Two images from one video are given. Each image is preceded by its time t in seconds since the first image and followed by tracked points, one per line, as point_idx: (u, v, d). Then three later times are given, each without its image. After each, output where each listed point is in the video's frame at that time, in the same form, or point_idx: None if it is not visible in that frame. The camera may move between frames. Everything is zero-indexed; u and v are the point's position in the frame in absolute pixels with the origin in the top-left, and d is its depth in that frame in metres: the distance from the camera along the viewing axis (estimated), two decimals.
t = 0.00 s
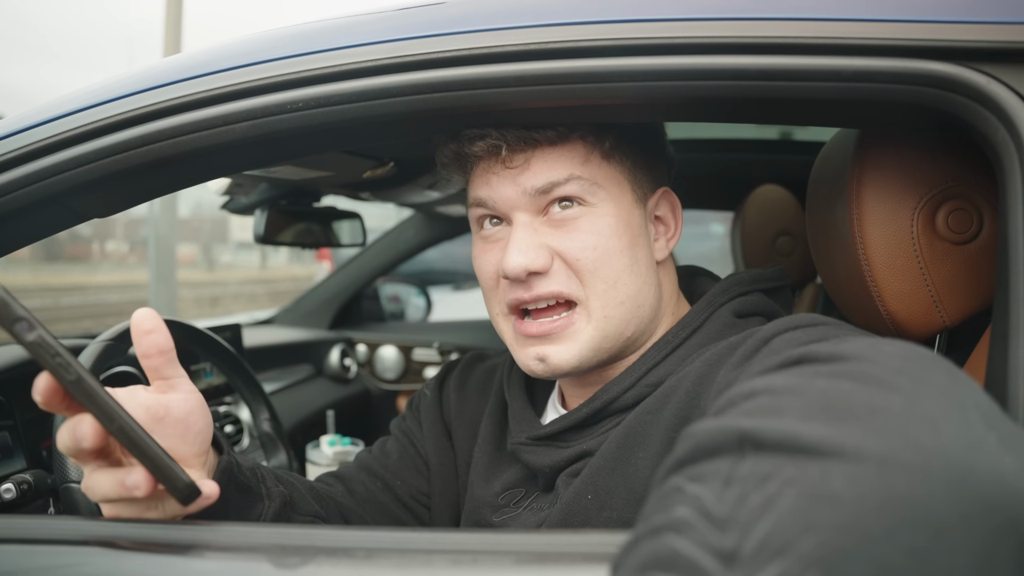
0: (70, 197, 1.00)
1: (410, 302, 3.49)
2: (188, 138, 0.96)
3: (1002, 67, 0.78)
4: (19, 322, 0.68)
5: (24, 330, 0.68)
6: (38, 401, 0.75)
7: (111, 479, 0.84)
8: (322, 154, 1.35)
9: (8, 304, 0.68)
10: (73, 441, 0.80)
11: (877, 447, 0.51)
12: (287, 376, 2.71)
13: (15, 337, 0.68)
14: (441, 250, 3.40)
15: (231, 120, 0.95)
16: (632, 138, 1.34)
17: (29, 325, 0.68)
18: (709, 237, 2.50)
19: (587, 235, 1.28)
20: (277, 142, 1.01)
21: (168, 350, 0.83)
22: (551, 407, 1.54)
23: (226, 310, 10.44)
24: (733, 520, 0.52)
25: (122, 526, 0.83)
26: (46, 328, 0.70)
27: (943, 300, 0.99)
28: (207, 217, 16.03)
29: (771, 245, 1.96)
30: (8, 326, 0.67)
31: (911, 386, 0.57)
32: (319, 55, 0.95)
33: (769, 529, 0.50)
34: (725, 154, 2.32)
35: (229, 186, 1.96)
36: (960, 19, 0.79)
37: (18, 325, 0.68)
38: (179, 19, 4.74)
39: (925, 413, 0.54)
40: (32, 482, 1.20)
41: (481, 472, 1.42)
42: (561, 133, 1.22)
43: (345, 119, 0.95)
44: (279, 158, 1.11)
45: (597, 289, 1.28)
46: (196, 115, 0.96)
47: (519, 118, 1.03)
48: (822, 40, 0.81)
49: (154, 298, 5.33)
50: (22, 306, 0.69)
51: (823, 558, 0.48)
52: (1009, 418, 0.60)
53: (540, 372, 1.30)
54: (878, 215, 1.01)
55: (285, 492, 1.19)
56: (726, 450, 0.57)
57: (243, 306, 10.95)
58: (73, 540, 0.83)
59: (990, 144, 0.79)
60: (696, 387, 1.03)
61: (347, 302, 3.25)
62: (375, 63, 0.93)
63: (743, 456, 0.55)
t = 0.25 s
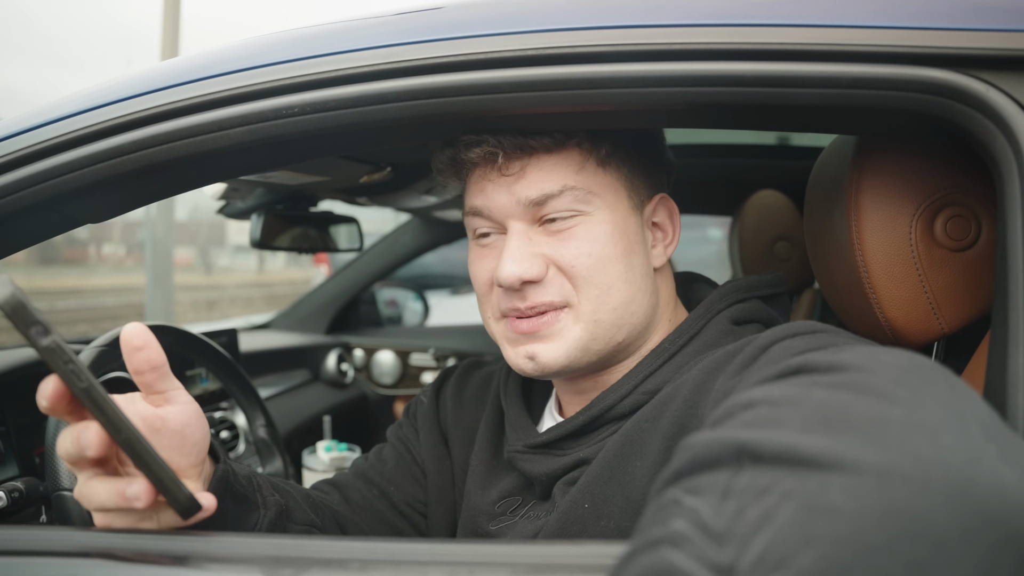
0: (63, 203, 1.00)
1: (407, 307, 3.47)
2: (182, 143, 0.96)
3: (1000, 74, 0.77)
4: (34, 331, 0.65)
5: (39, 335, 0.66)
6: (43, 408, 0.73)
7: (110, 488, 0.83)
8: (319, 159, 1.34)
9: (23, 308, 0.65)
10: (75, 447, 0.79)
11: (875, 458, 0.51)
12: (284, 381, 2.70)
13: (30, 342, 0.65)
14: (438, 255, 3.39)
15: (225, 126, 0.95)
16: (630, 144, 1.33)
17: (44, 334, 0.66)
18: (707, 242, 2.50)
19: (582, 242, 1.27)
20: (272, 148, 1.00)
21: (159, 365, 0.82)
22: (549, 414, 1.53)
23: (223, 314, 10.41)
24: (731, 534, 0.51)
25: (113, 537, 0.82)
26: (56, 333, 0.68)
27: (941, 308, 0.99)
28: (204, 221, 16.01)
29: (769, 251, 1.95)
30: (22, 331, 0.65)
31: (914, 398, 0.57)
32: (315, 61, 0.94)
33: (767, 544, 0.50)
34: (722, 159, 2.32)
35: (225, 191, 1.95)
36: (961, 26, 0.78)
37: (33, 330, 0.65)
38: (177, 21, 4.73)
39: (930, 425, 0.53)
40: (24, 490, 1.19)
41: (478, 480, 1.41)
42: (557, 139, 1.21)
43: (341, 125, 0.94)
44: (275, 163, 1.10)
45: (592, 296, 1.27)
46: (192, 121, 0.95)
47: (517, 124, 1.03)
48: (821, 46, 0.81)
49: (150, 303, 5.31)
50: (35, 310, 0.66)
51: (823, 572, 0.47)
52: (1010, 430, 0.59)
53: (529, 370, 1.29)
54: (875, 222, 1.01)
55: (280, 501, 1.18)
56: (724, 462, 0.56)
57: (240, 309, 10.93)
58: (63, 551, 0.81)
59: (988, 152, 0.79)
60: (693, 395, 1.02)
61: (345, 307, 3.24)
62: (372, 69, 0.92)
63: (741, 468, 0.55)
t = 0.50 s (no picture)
0: (50, 198, 0.98)
1: (399, 307, 3.47)
2: (170, 139, 0.94)
3: (990, 72, 0.78)
4: (45, 319, 0.64)
5: (49, 323, 0.65)
6: (49, 402, 0.74)
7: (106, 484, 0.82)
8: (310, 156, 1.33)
9: (37, 296, 0.63)
10: (75, 440, 0.77)
11: (890, 407, 0.50)
12: (274, 381, 2.68)
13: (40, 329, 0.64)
14: (429, 254, 3.39)
15: (215, 122, 0.94)
16: (620, 142, 1.32)
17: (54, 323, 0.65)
18: (699, 242, 2.51)
19: (571, 244, 1.27)
20: (262, 144, 0.99)
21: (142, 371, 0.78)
22: (541, 413, 1.53)
23: (213, 314, 10.34)
24: (734, 418, 0.51)
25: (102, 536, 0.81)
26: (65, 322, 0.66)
27: (931, 305, 0.99)
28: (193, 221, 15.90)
29: (760, 250, 1.96)
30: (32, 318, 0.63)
31: (926, 373, 0.55)
32: (305, 57, 0.93)
33: (765, 431, 0.49)
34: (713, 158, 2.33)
35: (215, 189, 1.94)
36: (954, 24, 0.79)
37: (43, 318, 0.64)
38: (167, 19, 4.70)
39: (933, 402, 0.52)
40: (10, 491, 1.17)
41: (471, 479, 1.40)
42: (544, 139, 1.20)
43: (332, 121, 0.93)
44: (267, 160, 1.09)
45: (584, 298, 1.28)
46: (181, 117, 0.94)
47: (510, 121, 1.02)
48: (814, 43, 0.81)
49: (139, 303, 5.27)
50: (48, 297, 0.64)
51: (806, 474, 0.46)
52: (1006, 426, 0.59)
53: (525, 378, 1.30)
54: (865, 221, 1.01)
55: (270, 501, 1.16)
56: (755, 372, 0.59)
57: (230, 309, 10.86)
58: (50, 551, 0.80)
59: (978, 149, 0.79)
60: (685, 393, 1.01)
61: (336, 307, 3.22)
62: (363, 65, 0.91)
63: (762, 383, 0.55)
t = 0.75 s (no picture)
0: (42, 195, 0.97)
1: (394, 304, 3.46)
2: (161, 137, 0.93)
3: (990, 68, 0.77)
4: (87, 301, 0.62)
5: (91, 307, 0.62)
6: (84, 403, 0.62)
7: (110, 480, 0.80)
8: (303, 154, 1.32)
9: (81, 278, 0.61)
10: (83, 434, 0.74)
11: (868, 362, 0.49)
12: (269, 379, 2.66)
13: (85, 310, 0.61)
14: (425, 252, 3.37)
15: (207, 119, 0.92)
16: (606, 139, 1.30)
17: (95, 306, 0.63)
18: (695, 239, 2.50)
19: (544, 243, 1.26)
20: (255, 140, 0.98)
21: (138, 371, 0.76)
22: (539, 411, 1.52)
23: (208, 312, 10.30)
24: (711, 361, 0.52)
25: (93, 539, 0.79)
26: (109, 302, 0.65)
27: (930, 303, 0.99)
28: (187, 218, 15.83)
29: (757, 247, 1.95)
30: (76, 300, 0.61)
31: (929, 344, 0.52)
32: (298, 53, 0.92)
33: (733, 371, 0.49)
34: (710, 155, 2.32)
35: (209, 187, 1.92)
36: (955, 20, 0.78)
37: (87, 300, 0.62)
38: (160, 13, 4.67)
39: (926, 366, 0.49)
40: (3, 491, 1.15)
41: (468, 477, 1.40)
42: (522, 139, 1.19)
43: (326, 117, 0.92)
44: (259, 156, 1.08)
45: (555, 298, 1.27)
46: (173, 114, 0.93)
47: (507, 118, 1.01)
48: (813, 40, 0.80)
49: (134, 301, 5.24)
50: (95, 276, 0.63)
51: (760, 408, 0.46)
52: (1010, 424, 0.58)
53: (496, 371, 1.33)
54: (864, 218, 1.00)
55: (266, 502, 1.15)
56: (743, 332, 0.57)
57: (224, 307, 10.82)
58: (42, 555, 0.79)
59: (978, 146, 0.79)
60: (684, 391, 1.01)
61: (331, 305, 3.21)
62: (357, 61, 0.90)
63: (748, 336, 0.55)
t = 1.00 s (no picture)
0: (30, 194, 0.96)
1: (388, 303, 3.44)
2: (151, 135, 0.92)
3: (986, 66, 0.77)
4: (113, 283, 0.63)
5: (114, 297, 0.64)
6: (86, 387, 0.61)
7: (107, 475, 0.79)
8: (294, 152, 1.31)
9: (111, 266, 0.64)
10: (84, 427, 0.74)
11: (863, 362, 0.48)
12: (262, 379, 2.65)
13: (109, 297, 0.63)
14: (418, 251, 3.36)
15: (197, 117, 0.91)
16: (600, 137, 1.29)
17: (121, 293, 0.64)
18: (688, 238, 2.50)
19: (539, 244, 1.24)
20: (246, 138, 0.97)
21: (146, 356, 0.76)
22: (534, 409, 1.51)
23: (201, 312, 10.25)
24: (706, 364, 0.51)
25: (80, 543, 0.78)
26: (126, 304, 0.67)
27: (925, 301, 0.98)
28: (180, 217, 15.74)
29: (751, 245, 1.95)
30: (104, 284, 0.63)
31: (925, 343, 0.51)
32: (290, 50, 0.91)
33: (728, 374, 0.49)
34: (704, 154, 2.32)
35: (201, 186, 1.90)
36: (951, 17, 0.78)
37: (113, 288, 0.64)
38: (152, 9, 4.63)
39: (919, 363, 0.49)
40: None
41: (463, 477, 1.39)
42: (515, 137, 1.18)
43: (318, 115, 0.91)
44: (253, 154, 1.06)
45: (547, 300, 1.25)
46: (162, 111, 0.91)
47: (500, 115, 1.00)
48: (809, 37, 0.79)
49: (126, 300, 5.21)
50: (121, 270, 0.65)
51: (756, 409, 0.46)
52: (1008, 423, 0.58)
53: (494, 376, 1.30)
54: (859, 217, 1.00)
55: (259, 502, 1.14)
56: (737, 335, 0.56)
57: (217, 306, 10.77)
58: (28, 558, 0.78)
59: (973, 144, 0.78)
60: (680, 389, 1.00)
61: (324, 304, 3.19)
62: (349, 59, 0.89)
63: (743, 338, 0.54)
